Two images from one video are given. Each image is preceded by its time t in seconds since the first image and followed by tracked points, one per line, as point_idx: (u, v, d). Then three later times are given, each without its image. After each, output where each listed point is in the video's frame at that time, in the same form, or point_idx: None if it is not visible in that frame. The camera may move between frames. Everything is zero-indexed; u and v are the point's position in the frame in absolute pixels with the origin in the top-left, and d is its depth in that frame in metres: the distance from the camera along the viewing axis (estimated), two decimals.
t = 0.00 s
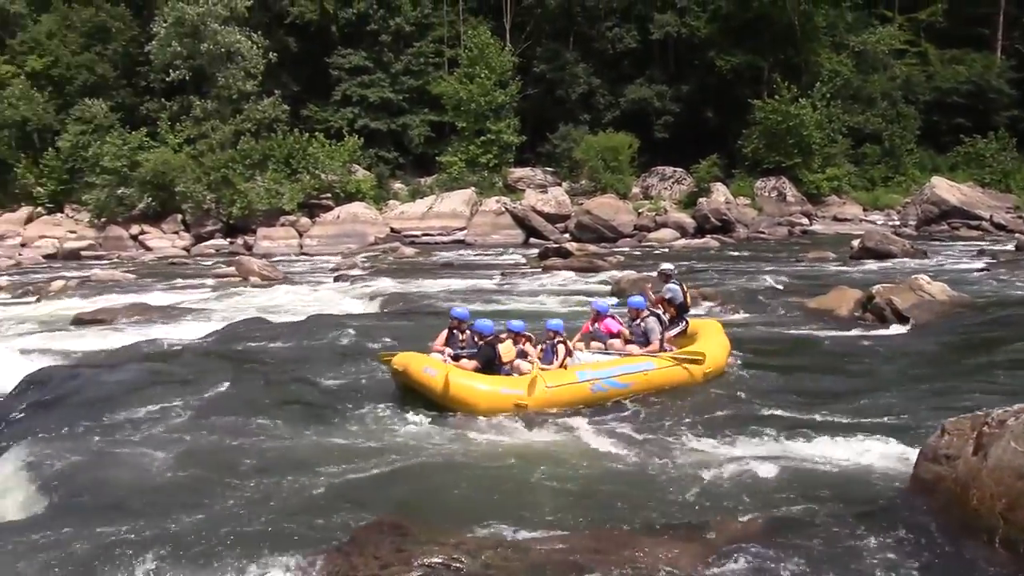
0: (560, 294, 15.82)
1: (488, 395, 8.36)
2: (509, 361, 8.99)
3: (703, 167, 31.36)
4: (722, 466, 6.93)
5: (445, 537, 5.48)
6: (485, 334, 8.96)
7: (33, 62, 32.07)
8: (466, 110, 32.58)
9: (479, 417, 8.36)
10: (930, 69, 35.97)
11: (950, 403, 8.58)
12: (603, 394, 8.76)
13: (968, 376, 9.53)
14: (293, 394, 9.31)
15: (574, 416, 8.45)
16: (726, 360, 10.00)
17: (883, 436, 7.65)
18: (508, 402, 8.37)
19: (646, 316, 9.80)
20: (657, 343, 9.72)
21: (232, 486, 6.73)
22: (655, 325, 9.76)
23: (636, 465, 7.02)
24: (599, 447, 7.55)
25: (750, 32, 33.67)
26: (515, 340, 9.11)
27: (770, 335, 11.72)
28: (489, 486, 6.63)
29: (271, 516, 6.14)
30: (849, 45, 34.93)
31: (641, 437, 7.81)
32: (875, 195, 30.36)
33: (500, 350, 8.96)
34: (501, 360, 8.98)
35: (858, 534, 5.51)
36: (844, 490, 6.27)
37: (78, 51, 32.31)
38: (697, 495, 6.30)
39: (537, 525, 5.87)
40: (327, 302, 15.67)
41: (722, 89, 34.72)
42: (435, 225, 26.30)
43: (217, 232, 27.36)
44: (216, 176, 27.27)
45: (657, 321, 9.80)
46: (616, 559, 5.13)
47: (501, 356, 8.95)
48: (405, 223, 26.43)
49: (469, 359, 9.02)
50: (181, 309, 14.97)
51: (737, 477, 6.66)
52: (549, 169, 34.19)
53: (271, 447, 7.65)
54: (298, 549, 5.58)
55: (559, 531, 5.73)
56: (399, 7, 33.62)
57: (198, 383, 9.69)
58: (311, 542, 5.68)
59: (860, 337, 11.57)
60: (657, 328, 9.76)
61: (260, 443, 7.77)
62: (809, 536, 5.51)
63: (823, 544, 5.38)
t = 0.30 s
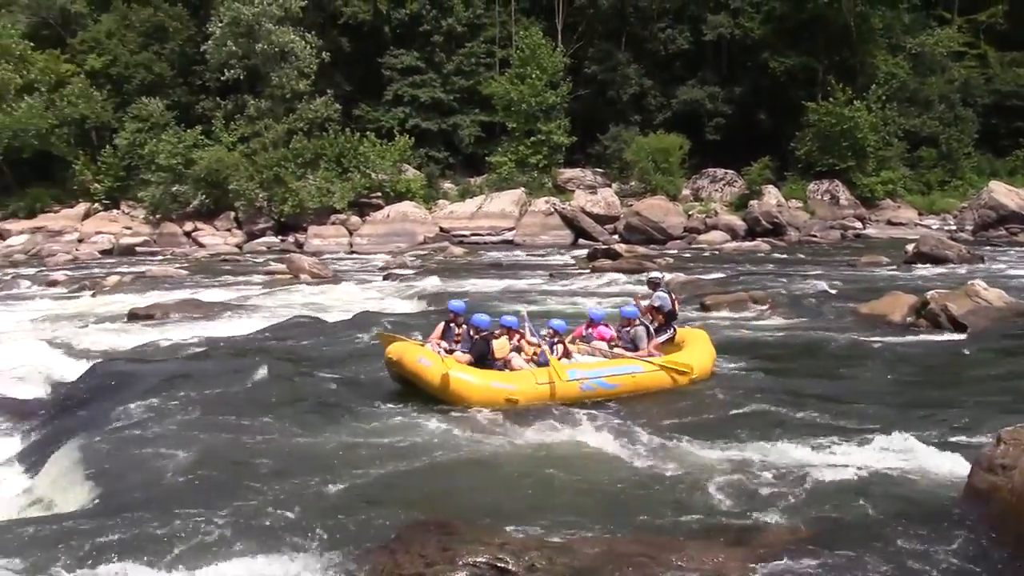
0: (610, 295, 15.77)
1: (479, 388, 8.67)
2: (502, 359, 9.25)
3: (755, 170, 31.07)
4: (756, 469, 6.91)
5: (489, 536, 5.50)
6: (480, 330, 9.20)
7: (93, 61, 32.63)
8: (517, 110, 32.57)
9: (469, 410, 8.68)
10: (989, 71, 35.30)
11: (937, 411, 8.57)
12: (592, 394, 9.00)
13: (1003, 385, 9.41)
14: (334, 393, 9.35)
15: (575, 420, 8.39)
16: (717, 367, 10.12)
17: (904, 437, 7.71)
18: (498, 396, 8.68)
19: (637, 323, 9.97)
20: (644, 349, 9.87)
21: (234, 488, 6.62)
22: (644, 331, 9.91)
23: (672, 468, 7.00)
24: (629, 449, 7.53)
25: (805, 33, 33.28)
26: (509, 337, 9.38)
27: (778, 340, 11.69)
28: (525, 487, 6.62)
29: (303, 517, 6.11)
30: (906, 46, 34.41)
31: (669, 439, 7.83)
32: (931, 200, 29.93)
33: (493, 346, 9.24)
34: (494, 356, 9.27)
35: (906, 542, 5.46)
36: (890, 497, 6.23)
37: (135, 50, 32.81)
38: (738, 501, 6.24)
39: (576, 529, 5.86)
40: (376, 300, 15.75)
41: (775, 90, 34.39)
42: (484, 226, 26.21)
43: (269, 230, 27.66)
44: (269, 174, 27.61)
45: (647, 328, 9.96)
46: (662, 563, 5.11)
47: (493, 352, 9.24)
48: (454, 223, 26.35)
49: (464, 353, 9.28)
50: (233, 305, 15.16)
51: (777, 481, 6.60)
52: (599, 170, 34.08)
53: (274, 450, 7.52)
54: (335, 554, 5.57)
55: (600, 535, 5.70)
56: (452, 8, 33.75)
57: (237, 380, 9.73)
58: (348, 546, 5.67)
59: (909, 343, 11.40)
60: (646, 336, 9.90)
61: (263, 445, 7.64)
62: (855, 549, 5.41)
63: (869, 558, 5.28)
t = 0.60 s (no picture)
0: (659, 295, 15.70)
1: (477, 379, 8.97)
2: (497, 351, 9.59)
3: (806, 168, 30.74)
4: (790, 471, 6.88)
5: (537, 536, 5.49)
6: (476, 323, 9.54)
7: (146, 64, 33.14)
8: (564, 110, 32.51)
9: (465, 400, 8.98)
10: None
11: (916, 413, 8.49)
12: (585, 390, 9.27)
13: None
14: (381, 393, 9.40)
15: (588, 419, 8.40)
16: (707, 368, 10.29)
17: (941, 440, 7.68)
18: (496, 388, 8.98)
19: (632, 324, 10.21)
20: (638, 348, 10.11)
21: (259, 490, 6.61)
22: (640, 332, 10.17)
23: (704, 468, 6.99)
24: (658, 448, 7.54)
25: (858, 29, 32.84)
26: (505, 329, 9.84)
27: (804, 340, 11.61)
28: (562, 486, 6.64)
29: (345, 515, 6.15)
30: (962, 42, 33.82)
31: (698, 439, 7.83)
32: (987, 198, 29.41)
33: (489, 338, 9.59)
34: (491, 348, 9.63)
35: (960, 552, 5.39)
36: (943, 504, 6.14)
37: (188, 52, 33.27)
38: (783, 503, 6.19)
39: (620, 528, 5.86)
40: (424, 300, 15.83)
41: (826, 87, 34.16)
42: (532, 225, 26.28)
43: (318, 230, 27.96)
44: (318, 174, 27.87)
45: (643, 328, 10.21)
46: (711, 565, 5.08)
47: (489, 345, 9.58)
48: (502, 223, 26.43)
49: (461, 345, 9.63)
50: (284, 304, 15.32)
51: (819, 484, 6.55)
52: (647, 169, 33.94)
53: (285, 453, 7.46)
54: (381, 551, 5.60)
55: (647, 535, 5.68)
56: (500, 8, 33.82)
57: (282, 380, 9.81)
58: (396, 543, 5.69)
59: (963, 345, 11.18)
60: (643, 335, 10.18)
61: (297, 445, 7.66)
62: (908, 555, 5.33)
63: (922, 565, 5.20)
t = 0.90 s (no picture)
0: (707, 297, 15.58)
1: (477, 373, 9.15)
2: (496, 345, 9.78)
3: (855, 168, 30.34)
4: (826, 475, 6.81)
5: (583, 539, 5.46)
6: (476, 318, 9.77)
7: (196, 65, 33.54)
8: (611, 110, 32.41)
9: (467, 394, 9.18)
10: None
11: (979, 422, 8.29)
12: (585, 384, 9.37)
13: None
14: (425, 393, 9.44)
15: (608, 418, 8.39)
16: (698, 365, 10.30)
17: (989, 445, 7.54)
18: (495, 382, 9.15)
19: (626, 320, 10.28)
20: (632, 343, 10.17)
21: (301, 488, 6.67)
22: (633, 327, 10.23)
23: (744, 471, 6.94)
24: (688, 449, 7.51)
25: (910, 28, 32.39)
26: (504, 324, 10.02)
27: (856, 343, 11.44)
28: (604, 488, 6.61)
29: (386, 514, 6.18)
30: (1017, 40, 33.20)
31: (734, 440, 7.79)
32: None
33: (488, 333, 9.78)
34: (492, 343, 9.83)
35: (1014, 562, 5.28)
36: (995, 513, 6.02)
37: (238, 53, 33.62)
38: (824, 509, 6.13)
39: (661, 531, 5.83)
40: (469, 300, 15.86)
41: (877, 86, 33.65)
42: (577, 226, 26.23)
43: (365, 230, 28.14)
44: (365, 174, 28.05)
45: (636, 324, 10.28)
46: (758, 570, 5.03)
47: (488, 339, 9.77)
48: (548, 223, 26.38)
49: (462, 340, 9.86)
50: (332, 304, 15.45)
51: (858, 490, 6.48)
52: (694, 169, 33.72)
53: (314, 456, 7.48)
54: (422, 551, 5.61)
55: (687, 538, 5.65)
56: (546, 8, 33.87)
57: (328, 382, 9.86)
58: (436, 543, 5.71)
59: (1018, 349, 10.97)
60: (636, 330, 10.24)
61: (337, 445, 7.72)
62: (957, 563, 5.25)
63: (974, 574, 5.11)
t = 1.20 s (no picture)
0: (749, 299, 15.44)
1: (481, 369, 9.23)
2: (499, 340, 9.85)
3: (904, 171, 29.92)
4: (863, 480, 6.74)
5: (622, 540, 5.44)
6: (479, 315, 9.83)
7: (245, 65, 33.88)
8: (656, 111, 32.25)
9: (471, 390, 9.25)
10: None
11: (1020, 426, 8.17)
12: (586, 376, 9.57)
13: None
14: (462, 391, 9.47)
15: (626, 416, 8.41)
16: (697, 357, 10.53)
17: None
18: (500, 378, 9.24)
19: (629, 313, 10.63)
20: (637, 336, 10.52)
21: (336, 486, 6.72)
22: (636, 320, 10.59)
23: (778, 474, 6.88)
24: (719, 450, 7.48)
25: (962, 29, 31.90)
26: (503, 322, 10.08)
27: (899, 347, 11.31)
28: (638, 489, 6.59)
29: (421, 511, 6.21)
30: None
31: (765, 441, 7.74)
32: None
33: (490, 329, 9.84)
34: (494, 338, 9.88)
35: None
36: None
37: (285, 54, 33.89)
38: (860, 514, 6.06)
39: (697, 532, 5.80)
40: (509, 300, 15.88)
41: (927, 87, 33.20)
42: (621, 227, 26.15)
43: (408, 230, 28.27)
44: (409, 174, 28.16)
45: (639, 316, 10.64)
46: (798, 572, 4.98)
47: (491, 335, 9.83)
48: (591, 224, 26.33)
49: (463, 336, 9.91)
50: (373, 303, 15.53)
51: (896, 495, 6.40)
52: (739, 171, 33.46)
53: (351, 453, 7.52)
54: (457, 547, 5.63)
55: (723, 541, 5.61)
56: (592, 9, 33.78)
57: (366, 381, 9.89)
58: (471, 540, 5.72)
59: None
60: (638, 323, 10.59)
61: (375, 443, 7.77)
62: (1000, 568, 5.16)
63: None
